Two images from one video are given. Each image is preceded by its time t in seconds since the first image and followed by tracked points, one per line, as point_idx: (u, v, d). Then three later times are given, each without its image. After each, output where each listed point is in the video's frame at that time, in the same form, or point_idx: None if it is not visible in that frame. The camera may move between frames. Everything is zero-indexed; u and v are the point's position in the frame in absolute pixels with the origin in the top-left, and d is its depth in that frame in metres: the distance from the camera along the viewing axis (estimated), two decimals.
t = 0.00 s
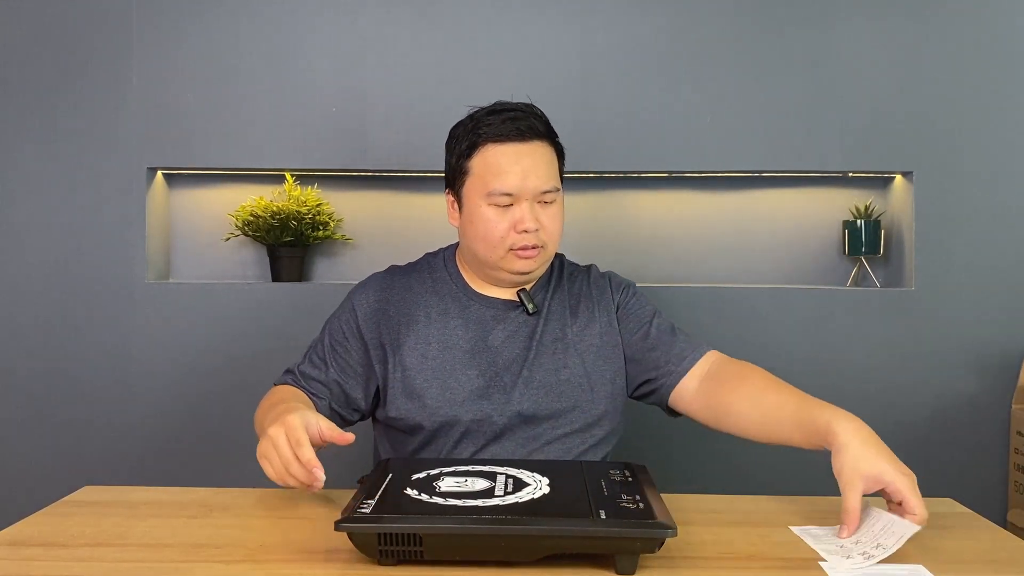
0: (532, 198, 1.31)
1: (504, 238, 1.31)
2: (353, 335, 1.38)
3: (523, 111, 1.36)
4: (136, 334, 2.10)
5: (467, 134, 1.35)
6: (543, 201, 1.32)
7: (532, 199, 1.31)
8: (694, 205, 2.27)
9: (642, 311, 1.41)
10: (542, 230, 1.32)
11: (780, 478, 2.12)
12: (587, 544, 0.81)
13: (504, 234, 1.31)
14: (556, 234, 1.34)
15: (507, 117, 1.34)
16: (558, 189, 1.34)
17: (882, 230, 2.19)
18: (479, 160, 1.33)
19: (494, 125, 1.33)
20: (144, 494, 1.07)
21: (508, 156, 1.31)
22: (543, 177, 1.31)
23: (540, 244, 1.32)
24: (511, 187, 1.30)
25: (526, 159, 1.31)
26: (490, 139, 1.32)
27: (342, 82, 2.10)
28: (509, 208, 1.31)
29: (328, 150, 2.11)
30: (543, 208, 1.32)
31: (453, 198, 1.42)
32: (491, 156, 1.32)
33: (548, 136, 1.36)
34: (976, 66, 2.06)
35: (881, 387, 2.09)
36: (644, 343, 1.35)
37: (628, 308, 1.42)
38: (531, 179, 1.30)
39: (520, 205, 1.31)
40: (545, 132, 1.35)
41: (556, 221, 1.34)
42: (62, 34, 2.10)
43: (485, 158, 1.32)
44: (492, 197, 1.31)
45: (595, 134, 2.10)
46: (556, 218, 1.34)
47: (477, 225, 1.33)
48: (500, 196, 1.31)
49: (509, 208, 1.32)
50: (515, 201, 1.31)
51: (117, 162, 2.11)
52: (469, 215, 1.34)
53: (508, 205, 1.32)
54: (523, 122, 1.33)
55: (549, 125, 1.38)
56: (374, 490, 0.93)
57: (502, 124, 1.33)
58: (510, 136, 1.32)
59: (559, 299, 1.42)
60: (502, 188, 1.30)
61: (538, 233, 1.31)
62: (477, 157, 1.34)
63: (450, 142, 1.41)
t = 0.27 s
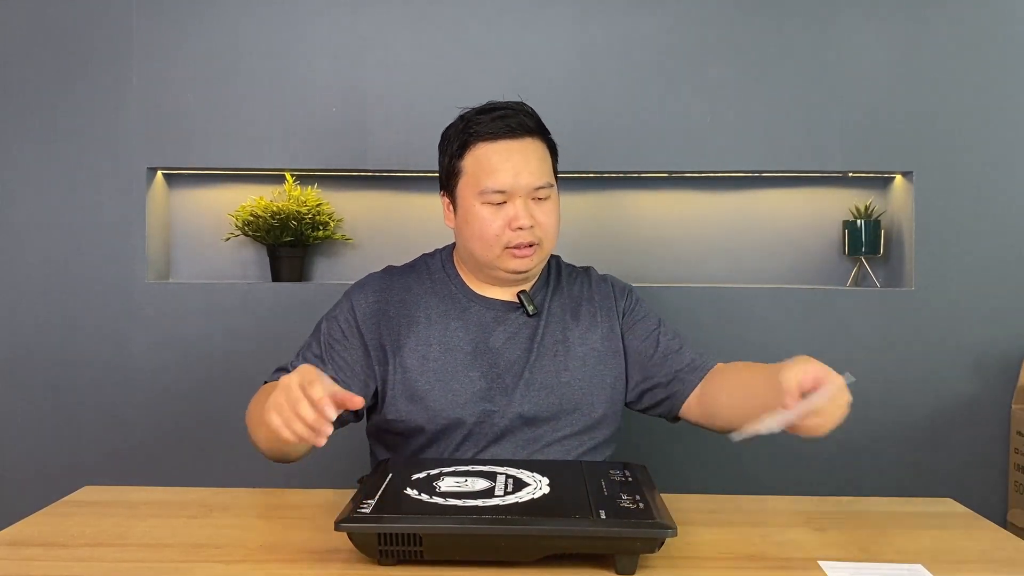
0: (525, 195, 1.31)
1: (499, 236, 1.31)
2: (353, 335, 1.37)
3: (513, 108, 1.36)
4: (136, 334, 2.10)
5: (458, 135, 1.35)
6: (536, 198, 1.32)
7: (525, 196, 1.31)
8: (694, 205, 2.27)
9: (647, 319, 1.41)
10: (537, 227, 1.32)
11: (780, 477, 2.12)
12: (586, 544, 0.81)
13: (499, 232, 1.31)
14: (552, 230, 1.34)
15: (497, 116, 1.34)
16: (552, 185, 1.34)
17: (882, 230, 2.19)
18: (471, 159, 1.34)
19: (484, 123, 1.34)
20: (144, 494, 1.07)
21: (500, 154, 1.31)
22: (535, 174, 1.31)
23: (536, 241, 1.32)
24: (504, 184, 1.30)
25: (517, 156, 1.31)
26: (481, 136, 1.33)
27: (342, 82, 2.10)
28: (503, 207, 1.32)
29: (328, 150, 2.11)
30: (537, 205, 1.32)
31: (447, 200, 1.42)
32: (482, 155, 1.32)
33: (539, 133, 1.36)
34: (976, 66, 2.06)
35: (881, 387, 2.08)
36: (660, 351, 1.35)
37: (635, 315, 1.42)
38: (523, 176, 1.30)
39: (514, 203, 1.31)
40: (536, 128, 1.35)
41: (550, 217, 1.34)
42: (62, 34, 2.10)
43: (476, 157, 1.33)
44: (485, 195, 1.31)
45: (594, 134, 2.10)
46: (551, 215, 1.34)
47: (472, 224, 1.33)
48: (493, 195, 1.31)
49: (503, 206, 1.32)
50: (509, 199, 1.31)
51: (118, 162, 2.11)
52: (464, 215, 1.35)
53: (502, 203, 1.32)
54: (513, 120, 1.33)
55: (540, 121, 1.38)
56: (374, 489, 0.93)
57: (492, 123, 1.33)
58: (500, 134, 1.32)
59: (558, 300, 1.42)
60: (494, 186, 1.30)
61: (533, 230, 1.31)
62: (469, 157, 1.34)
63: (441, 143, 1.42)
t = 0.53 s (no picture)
0: (505, 187, 1.28)
1: (481, 230, 1.28)
2: (373, 332, 1.31)
3: (493, 103, 1.35)
4: (136, 334, 2.10)
5: (441, 134, 1.35)
6: (518, 190, 1.29)
7: (505, 188, 1.28)
8: (694, 205, 2.27)
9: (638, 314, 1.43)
10: (519, 219, 1.28)
11: (780, 477, 2.12)
12: (586, 544, 0.81)
13: (480, 226, 1.28)
14: (537, 222, 1.30)
15: (477, 112, 1.33)
16: (534, 176, 1.31)
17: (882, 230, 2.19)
18: (452, 156, 1.32)
19: (464, 119, 1.33)
20: (145, 494, 1.07)
21: (479, 148, 1.30)
22: (514, 166, 1.28)
23: (520, 233, 1.29)
24: (482, 176, 1.28)
25: (494, 148, 1.29)
26: (461, 132, 1.32)
27: (342, 82, 2.10)
28: (484, 200, 1.29)
29: (329, 150, 2.11)
30: (520, 197, 1.29)
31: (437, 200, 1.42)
32: (462, 151, 1.31)
33: (520, 126, 1.34)
34: (976, 66, 2.06)
35: (881, 387, 2.08)
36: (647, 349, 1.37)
37: (624, 313, 1.43)
38: (501, 168, 1.28)
39: (494, 196, 1.28)
40: (516, 122, 1.34)
41: (535, 208, 1.30)
42: (62, 34, 2.10)
43: (457, 153, 1.31)
44: (465, 189, 1.29)
45: (594, 134, 2.10)
46: (536, 206, 1.30)
47: (455, 220, 1.31)
48: (472, 188, 1.29)
49: (484, 199, 1.29)
50: (489, 192, 1.28)
51: (118, 162, 2.11)
52: (448, 212, 1.33)
53: (483, 197, 1.29)
54: (492, 115, 1.32)
55: (521, 115, 1.36)
56: (374, 490, 0.93)
57: (471, 119, 1.32)
58: (480, 129, 1.31)
59: (555, 298, 1.42)
60: (474, 180, 1.28)
61: (516, 222, 1.28)
62: (450, 154, 1.33)
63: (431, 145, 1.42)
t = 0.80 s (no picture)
0: (504, 184, 1.26)
1: (478, 226, 1.26)
2: (369, 334, 1.31)
3: (498, 102, 1.35)
4: (136, 334, 2.10)
5: (443, 129, 1.35)
6: (517, 189, 1.27)
7: (505, 185, 1.27)
8: (693, 205, 2.27)
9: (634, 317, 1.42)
10: (517, 218, 1.26)
11: (780, 477, 2.12)
12: (587, 544, 0.81)
13: (477, 222, 1.26)
14: (535, 222, 1.28)
15: (480, 109, 1.33)
16: (535, 176, 1.29)
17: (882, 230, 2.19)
18: (453, 151, 1.31)
19: (468, 115, 1.33)
20: (145, 494, 1.07)
21: (479, 143, 1.29)
22: (513, 163, 1.27)
23: (517, 233, 1.26)
24: (482, 173, 1.26)
25: (496, 145, 1.28)
26: (463, 128, 1.31)
27: (342, 82, 2.10)
28: (483, 197, 1.27)
29: (329, 150, 2.11)
30: (519, 195, 1.27)
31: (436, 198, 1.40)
32: (463, 146, 1.30)
33: (523, 125, 1.33)
34: (976, 66, 2.06)
35: (881, 387, 2.08)
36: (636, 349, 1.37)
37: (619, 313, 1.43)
38: (502, 165, 1.27)
39: (492, 192, 1.26)
40: (520, 121, 1.33)
41: (534, 208, 1.28)
42: (62, 34, 2.10)
43: (457, 148, 1.30)
44: (463, 184, 1.27)
45: (594, 134, 2.10)
46: (535, 206, 1.28)
47: (452, 216, 1.29)
48: (471, 184, 1.27)
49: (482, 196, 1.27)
50: (488, 189, 1.27)
51: (118, 162, 2.11)
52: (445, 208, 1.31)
53: (481, 194, 1.27)
54: (495, 113, 1.32)
55: (525, 116, 1.36)
56: (373, 490, 0.92)
57: (473, 115, 1.32)
58: (482, 125, 1.31)
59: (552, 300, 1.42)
60: (472, 175, 1.27)
61: (514, 221, 1.26)
62: (451, 149, 1.32)
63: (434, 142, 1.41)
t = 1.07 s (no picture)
0: (505, 180, 1.27)
1: (477, 222, 1.26)
2: (368, 348, 1.30)
3: (502, 99, 1.35)
4: (136, 334, 2.10)
5: (446, 124, 1.35)
6: (519, 186, 1.27)
7: (506, 182, 1.27)
8: (694, 205, 2.27)
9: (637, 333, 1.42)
10: (518, 216, 1.26)
11: (780, 477, 2.12)
12: (587, 545, 0.81)
13: (476, 218, 1.26)
14: (536, 221, 1.27)
15: (484, 104, 1.33)
16: (537, 174, 1.29)
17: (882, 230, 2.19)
18: (454, 146, 1.31)
19: (472, 110, 1.33)
20: (145, 495, 1.07)
21: (481, 139, 1.29)
22: (516, 160, 1.27)
23: (517, 230, 1.26)
24: (483, 167, 1.27)
25: (498, 140, 1.28)
26: (466, 122, 1.31)
27: (342, 82, 2.10)
28: (483, 192, 1.27)
29: (328, 150, 2.11)
30: (520, 192, 1.27)
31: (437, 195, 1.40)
32: (464, 141, 1.30)
33: (527, 122, 1.33)
34: (976, 65, 2.06)
35: (881, 387, 2.08)
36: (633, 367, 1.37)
37: (620, 327, 1.43)
38: (503, 160, 1.27)
39: (493, 189, 1.26)
40: (525, 118, 1.33)
41: (535, 206, 1.27)
42: (61, 34, 2.10)
43: (459, 142, 1.30)
44: (464, 180, 1.28)
45: (594, 134, 2.10)
46: (536, 204, 1.28)
47: (452, 212, 1.29)
48: (472, 179, 1.27)
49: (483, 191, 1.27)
50: (489, 184, 1.27)
51: (118, 162, 2.11)
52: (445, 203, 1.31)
53: (482, 189, 1.27)
54: (499, 108, 1.32)
55: (531, 113, 1.35)
56: (373, 491, 0.92)
57: (477, 110, 1.32)
58: (485, 120, 1.31)
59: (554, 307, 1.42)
60: (473, 170, 1.27)
61: (514, 218, 1.25)
62: (453, 143, 1.32)
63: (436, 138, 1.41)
